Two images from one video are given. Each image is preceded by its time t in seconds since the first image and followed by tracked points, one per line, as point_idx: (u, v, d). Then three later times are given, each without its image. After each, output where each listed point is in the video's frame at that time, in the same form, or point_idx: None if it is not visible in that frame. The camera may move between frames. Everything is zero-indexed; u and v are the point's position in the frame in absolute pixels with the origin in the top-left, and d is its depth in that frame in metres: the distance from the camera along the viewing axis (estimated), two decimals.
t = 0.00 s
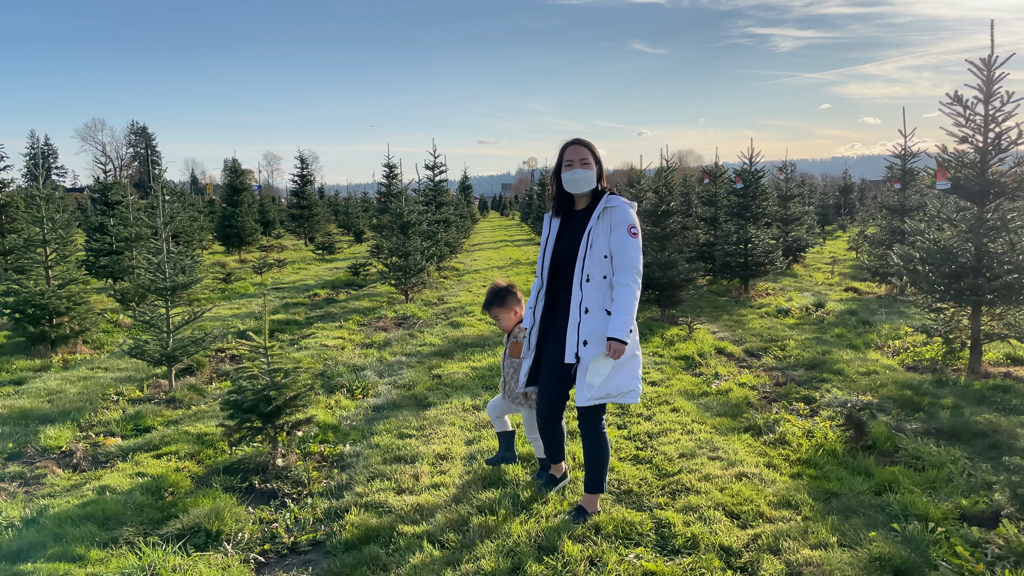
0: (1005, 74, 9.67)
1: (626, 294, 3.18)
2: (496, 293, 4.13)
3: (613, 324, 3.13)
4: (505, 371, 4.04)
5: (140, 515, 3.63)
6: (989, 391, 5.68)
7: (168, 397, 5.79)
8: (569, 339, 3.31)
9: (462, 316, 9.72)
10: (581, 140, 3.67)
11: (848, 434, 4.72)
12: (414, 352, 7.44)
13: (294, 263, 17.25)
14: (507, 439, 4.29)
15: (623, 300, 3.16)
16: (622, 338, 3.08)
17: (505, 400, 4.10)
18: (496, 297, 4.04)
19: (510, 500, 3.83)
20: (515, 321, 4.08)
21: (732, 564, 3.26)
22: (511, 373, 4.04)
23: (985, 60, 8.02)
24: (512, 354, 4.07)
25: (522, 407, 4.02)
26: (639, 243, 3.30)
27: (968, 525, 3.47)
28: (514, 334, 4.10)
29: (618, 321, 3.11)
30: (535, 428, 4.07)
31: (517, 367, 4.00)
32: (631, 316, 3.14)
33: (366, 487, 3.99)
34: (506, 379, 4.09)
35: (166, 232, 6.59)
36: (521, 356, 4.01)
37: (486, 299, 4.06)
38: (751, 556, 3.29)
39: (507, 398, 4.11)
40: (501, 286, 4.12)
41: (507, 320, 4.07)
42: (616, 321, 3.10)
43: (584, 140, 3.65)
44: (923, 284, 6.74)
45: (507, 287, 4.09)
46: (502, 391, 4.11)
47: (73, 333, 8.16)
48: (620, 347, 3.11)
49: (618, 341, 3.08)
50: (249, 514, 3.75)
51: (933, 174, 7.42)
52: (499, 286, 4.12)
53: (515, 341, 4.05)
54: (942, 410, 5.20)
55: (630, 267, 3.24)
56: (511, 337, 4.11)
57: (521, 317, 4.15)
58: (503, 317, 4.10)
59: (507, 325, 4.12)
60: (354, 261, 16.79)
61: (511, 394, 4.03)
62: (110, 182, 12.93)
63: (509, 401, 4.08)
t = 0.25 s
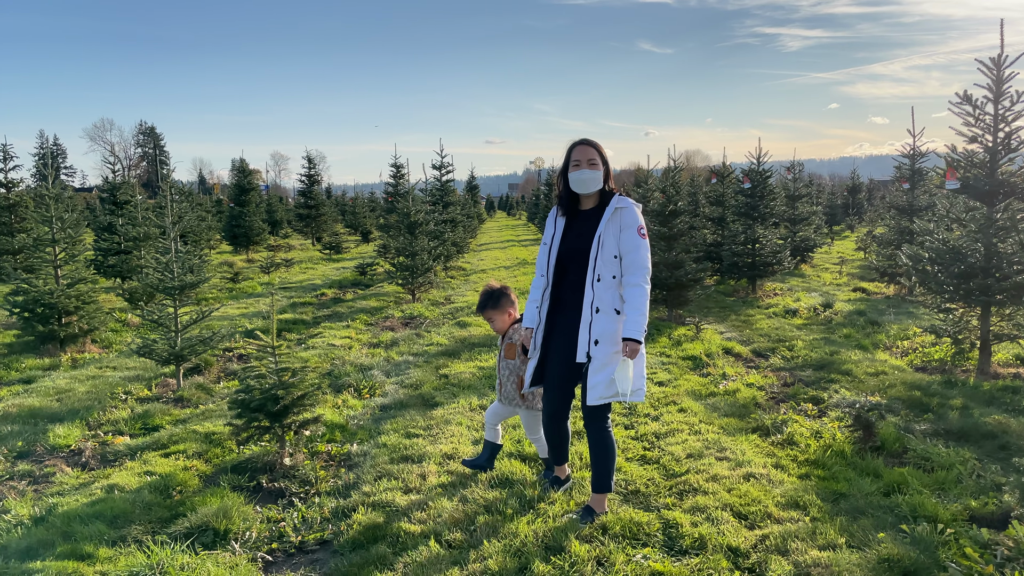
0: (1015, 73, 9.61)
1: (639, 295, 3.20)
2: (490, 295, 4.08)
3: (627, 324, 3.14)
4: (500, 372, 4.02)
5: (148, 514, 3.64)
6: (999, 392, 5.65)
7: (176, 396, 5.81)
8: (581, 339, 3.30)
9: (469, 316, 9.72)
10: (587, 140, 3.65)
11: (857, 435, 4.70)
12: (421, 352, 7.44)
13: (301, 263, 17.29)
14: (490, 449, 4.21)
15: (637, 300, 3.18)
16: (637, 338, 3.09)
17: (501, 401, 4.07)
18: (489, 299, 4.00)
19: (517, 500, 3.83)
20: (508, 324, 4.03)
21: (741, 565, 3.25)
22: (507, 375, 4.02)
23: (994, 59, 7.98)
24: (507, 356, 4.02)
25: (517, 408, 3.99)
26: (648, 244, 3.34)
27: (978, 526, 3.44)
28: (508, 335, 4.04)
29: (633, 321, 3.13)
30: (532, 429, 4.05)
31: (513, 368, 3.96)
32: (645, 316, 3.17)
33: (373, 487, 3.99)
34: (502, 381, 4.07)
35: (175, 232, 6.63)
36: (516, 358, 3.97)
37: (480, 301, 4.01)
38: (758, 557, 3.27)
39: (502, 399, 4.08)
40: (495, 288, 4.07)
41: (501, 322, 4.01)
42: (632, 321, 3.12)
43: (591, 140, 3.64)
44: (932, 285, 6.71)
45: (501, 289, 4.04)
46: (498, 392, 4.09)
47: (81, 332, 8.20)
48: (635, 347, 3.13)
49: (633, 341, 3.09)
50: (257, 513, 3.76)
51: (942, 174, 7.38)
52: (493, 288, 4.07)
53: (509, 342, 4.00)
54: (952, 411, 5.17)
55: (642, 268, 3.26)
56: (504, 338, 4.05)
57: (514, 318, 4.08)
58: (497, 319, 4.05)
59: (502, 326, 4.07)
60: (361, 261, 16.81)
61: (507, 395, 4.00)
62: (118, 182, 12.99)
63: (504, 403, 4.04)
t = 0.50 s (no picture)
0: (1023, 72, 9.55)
1: (648, 295, 3.23)
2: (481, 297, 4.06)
3: (639, 324, 3.16)
4: (492, 374, 4.02)
5: (155, 513, 3.65)
6: (1008, 393, 5.62)
7: (183, 395, 5.82)
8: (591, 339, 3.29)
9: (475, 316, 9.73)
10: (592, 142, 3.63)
11: (864, 436, 4.68)
12: (426, 352, 7.45)
13: (307, 263, 17.33)
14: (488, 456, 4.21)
15: (647, 300, 3.21)
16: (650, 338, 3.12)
17: (494, 401, 4.11)
18: (481, 302, 3.99)
19: (523, 500, 3.83)
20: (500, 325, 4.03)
21: (748, 566, 3.23)
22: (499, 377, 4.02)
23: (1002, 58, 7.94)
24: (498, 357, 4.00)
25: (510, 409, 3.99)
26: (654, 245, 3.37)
27: (987, 528, 3.42)
28: (500, 337, 4.02)
29: (645, 321, 3.15)
30: (525, 432, 4.07)
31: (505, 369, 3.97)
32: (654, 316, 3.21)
33: (379, 486, 3.99)
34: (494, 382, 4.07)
35: (181, 232, 6.65)
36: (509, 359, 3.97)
37: (470, 304, 4.01)
38: (766, 558, 3.26)
39: (495, 399, 4.10)
40: (486, 290, 4.05)
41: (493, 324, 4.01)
42: (644, 321, 3.15)
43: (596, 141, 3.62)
44: (940, 285, 6.69)
45: (493, 291, 4.02)
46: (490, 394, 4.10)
47: (89, 331, 8.23)
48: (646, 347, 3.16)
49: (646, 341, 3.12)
50: (263, 512, 3.77)
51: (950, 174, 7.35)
52: (485, 290, 4.06)
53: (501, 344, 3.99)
54: (960, 412, 5.15)
55: (650, 268, 3.29)
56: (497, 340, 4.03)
57: (506, 319, 4.04)
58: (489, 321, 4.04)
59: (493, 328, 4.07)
60: (367, 261, 16.82)
61: (500, 397, 4.00)
62: (125, 182, 13.04)
63: (496, 403, 4.07)
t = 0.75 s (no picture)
0: None
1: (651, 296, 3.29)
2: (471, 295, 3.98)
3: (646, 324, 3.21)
4: (484, 372, 3.99)
5: (161, 513, 3.65)
6: (1015, 395, 5.60)
7: (189, 395, 5.84)
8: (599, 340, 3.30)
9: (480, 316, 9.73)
10: (593, 143, 3.61)
11: (871, 437, 4.67)
12: (432, 352, 7.45)
13: (313, 263, 17.35)
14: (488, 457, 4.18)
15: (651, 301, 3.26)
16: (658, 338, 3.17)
17: (484, 399, 4.06)
18: (472, 300, 3.91)
19: (528, 501, 3.82)
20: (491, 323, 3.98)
21: (753, 567, 3.22)
22: (490, 375, 3.99)
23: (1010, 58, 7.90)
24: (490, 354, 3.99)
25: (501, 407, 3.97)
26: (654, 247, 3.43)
27: (995, 530, 3.41)
28: (491, 334, 3.99)
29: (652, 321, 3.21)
30: (510, 430, 4.01)
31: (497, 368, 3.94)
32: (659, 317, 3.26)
33: (385, 487, 3.99)
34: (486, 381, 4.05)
35: (188, 232, 6.67)
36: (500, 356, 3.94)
37: (461, 303, 3.90)
38: (772, 560, 3.25)
39: (486, 397, 4.07)
40: (477, 288, 3.97)
41: (484, 323, 3.96)
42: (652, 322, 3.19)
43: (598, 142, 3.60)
44: (947, 286, 6.67)
45: (484, 289, 3.94)
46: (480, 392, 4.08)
47: (96, 331, 8.26)
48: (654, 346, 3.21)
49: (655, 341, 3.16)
50: (269, 512, 3.77)
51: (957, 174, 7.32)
52: (475, 288, 3.97)
53: (492, 342, 3.95)
54: (967, 414, 5.14)
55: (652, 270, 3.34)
56: (488, 338, 4.00)
57: (498, 316, 4.00)
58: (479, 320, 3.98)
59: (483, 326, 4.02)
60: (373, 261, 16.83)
61: (492, 396, 3.97)
62: (132, 182, 13.09)
63: (486, 401, 4.03)
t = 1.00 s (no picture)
0: None
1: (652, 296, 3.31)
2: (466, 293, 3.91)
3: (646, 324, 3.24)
4: (480, 371, 3.95)
5: (166, 512, 3.66)
6: (1022, 396, 5.58)
7: (195, 395, 5.85)
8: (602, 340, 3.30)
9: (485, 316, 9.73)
10: (594, 144, 3.60)
11: (876, 438, 4.66)
12: (437, 352, 7.45)
13: (319, 263, 17.39)
14: (491, 459, 4.17)
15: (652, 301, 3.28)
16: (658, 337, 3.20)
17: (480, 400, 4.00)
18: (468, 298, 3.84)
19: (533, 501, 3.82)
20: (487, 321, 3.94)
21: (758, 568, 3.22)
22: (486, 373, 3.96)
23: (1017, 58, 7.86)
24: (486, 353, 3.96)
25: (497, 405, 3.94)
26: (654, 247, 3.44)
27: (1002, 532, 3.39)
28: (487, 332, 3.96)
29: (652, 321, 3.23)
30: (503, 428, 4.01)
31: (494, 365, 3.91)
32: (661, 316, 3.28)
33: (390, 486, 4.00)
34: (481, 380, 4.01)
35: (193, 232, 6.69)
36: (497, 354, 3.93)
37: (458, 301, 3.83)
38: (777, 561, 3.24)
39: (481, 397, 4.02)
40: (472, 286, 3.90)
41: (481, 321, 3.90)
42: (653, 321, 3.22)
43: (599, 144, 3.61)
44: (953, 287, 6.65)
45: (479, 287, 3.89)
46: (475, 391, 4.04)
47: (102, 331, 8.29)
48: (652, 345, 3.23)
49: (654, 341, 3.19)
50: (274, 511, 3.78)
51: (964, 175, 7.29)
52: (470, 286, 3.90)
53: (489, 340, 3.92)
54: (974, 415, 5.12)
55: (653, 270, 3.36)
56: (483, 336, 3.97)
57: (493, 314, 3.97)
58: (475, 318, 3.92)
59: (478, 325, 3.96)
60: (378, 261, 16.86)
61: (490, 394, 3.93)
62: (138, 182, 13.13)
63: (483, 402, 3.97)
